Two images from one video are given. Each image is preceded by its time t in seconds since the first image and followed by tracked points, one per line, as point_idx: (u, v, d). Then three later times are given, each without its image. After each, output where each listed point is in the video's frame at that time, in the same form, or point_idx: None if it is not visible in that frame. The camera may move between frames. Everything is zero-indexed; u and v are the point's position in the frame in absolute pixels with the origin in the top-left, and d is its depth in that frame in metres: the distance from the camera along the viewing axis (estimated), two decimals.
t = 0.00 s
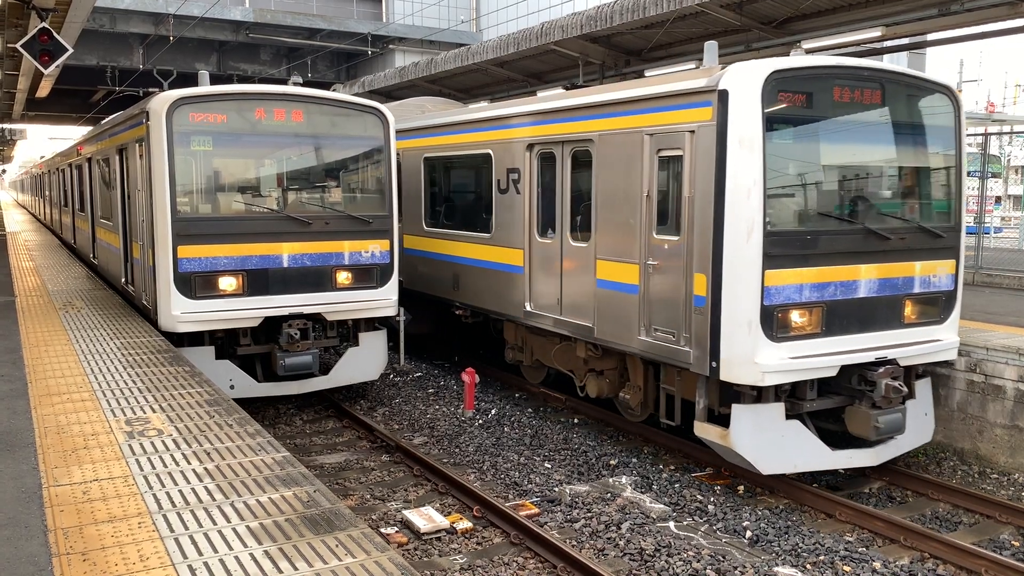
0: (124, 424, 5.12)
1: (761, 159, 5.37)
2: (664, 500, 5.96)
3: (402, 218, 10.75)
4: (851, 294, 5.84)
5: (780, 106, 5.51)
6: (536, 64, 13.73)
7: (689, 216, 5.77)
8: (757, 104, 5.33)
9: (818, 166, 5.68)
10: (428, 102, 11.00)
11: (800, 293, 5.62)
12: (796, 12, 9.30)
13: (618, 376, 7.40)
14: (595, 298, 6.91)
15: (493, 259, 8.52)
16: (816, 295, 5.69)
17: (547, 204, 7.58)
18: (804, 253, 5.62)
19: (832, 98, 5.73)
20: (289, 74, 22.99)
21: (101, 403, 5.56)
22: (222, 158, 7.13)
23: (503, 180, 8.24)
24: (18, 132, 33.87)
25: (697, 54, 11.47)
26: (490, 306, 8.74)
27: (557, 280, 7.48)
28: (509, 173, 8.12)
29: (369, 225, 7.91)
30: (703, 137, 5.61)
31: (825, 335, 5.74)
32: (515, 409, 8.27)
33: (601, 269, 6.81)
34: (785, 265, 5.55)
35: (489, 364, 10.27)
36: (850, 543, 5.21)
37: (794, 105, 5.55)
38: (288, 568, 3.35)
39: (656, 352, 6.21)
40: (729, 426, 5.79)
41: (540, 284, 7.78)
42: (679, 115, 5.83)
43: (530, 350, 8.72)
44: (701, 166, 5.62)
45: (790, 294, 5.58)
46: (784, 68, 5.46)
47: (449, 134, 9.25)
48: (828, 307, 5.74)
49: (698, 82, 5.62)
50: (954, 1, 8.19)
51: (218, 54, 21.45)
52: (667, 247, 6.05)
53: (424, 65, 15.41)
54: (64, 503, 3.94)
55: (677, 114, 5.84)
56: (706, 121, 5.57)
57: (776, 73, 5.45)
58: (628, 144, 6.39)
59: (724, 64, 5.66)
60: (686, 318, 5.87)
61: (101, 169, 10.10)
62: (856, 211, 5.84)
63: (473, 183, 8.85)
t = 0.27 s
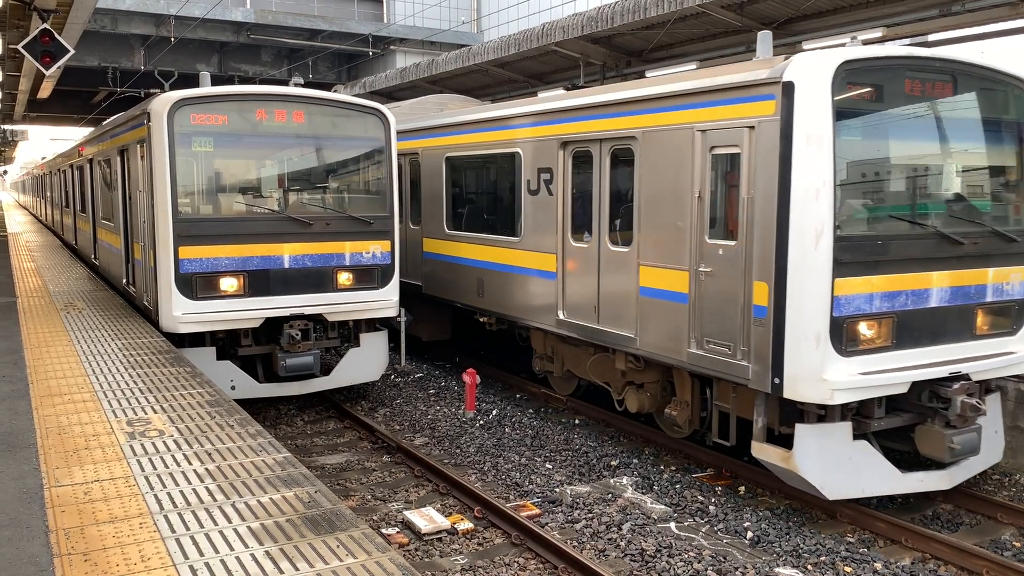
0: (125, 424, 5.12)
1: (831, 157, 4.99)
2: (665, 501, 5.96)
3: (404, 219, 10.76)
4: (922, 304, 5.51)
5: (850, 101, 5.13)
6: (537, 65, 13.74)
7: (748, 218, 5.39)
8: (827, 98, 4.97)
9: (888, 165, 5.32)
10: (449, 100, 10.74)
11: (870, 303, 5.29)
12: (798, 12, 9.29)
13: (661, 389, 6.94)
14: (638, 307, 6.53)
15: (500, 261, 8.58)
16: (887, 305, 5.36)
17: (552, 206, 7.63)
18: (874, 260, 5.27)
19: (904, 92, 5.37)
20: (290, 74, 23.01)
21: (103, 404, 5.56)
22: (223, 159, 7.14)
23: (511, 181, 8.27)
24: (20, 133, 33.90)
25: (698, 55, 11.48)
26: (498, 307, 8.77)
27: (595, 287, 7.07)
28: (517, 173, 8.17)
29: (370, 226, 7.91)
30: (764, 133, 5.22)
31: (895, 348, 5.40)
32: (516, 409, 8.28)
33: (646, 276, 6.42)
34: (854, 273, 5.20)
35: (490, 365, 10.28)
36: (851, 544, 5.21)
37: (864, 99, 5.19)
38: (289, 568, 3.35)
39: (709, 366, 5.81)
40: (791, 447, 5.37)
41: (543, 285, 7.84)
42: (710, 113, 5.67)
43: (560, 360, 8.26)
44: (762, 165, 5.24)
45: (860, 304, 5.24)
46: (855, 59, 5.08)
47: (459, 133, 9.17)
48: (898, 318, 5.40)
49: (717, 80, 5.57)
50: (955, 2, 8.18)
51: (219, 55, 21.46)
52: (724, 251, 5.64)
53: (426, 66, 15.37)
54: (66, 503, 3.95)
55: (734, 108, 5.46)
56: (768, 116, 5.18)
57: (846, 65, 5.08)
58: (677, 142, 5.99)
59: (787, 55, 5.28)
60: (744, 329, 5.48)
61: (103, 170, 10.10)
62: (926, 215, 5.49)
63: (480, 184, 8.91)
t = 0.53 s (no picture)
0: (126, 424, 5.13)
1: (916, 153, 4.58)
2: (666, 501, 5.96)
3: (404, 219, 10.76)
4: (1011, 315, 5.11)
5: (937, 94, 4.71)
6: (538, 65, 13.74)
7: (822, 222, 4.97)
8: (915, 93, 4.56)
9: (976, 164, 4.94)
10: (468, 96, 10.24)
11: (957, 315, 4.87)
12: (799, 13, 9.29)
13: (711, 406, 6.46)
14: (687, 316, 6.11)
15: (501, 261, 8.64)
16: (974, 317, 4.96)
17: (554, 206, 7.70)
18: (962, 267, 4.88)
19: (993, 84, 4.98)
20: (290, 75, 23.01)
21: (104, 404, 5.56)
22: (224, 159, 7.14)
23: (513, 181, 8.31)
24: (20, 134, 33.93)
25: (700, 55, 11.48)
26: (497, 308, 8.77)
27: (638, 294, 6.63)
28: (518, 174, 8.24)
29: (371, 226, 7.91)
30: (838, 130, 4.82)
31: (982, 364, 4.99)
32: (517, 410, 8.28)
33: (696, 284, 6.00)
34: (941, 282, 4.79)
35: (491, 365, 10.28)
36: (851, 545, 5.20)
37: (953, 90, 4.78)
38: (290, 569, 3.35)
39: (774, 384, 5.38)
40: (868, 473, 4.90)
41: (544, 285, 7.93)
42: (725, 111, 5.63)
43: (596, 372, 7.77)
44: (838, 164, 4.83)
45: (947, 317, 4.83)
46: (944, 46, 4.66)
47: (460, 133, 9.19)
48: (985, 332, 5.01)
49: (720, 79, 5.63)
50: (956, 2, 8.19)
51: (220, 56, 21.47)
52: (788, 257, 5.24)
53: (426, 66, 15.40)
54: (67, 504, 3.95)
55: (801, 102, 5.04)
56: (843, 109, 4.77)
57: (934, 53, 4.66)
58: (734, 139, 5.56)
59: (864, 42, 4.86)
60: (815, 343, 5.05)
61: (104, 170, 10.11)
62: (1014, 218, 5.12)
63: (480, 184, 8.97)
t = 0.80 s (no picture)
0: (126, 424, 5.12)
1: None
2: (666, 501, 5.96)
3: (405, 219, 10.76)
4: None
5: None
6: (538, 65, 13.74)
7: (915, 227, 4.50)
8: None
9: None
10: (491, 91, 9.86)
11: None
12: (799, 13, 9.28)
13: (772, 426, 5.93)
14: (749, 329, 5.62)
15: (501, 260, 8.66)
16: None
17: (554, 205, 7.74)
18: None
19: None
20: (291, 74, 23.02)
21: (104, 403, 5.56)
22: (224, 159, 7.14)
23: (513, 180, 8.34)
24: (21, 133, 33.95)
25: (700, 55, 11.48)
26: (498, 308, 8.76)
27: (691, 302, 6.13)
28: (518, 173, 8.28)
29: (371, 226, 7.92)
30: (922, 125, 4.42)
31: None
32: (517, 410, 8.27)
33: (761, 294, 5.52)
34: None
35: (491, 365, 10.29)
36: (851, 545, 5.20)
37: None
38: (290, 568, 3.35)
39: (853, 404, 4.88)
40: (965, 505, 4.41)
41: (543, 284, 7.97)
42: (737, 109, 5.60)
43: (638, 385, 7.24)
44: (934, 162, 4.36)
45: None
46: None
47: (460, 133, 9.21)
48: None
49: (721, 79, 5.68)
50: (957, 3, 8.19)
51: (220, 55, 21.48)
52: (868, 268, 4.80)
53: (427, 66, 15.40)
54: (67, 503, 3.94)
55: (891, 92, 4.57)
56: (938, 100, 4.32)
57: None
58: (806, 133, 5.10)
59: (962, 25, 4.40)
60: (903, 360, 4.58)
61: (104, 169, 10.11)
62: None
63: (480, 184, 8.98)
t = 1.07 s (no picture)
0: (126, 424, 5.12)
1: None
2: (666, 501, 5.96)
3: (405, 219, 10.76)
4: None
5: None
6: (538, 66, 13.75)
7: None
8: None
9: None
10: (515, 86, 9.48)
11: None
12: (800, 13, 9.28)
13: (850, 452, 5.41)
14: (775, 333, 5.50)
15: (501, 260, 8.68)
16: None
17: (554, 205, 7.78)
18: None
19: None
20: (291, 74, 23.03)
21: (104, 403, 5.56)
22: (225, 159, 7.14)
23: (513, 179, 8.36)
24: (21, 133, 34.01)
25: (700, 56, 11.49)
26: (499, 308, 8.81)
27: (757, 313, 5.62)
28: (517, 173, 8.31)
29: (371, 226, 7.92)
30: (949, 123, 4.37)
31: None
32: (517, 410, 8.28)
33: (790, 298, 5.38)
34: None
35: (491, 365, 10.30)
36: (850, 545, 5.20)
37: None
38: (290, 568, 3.35)
39: (888, 412, 4.77)
40: None
41: (543, 284, 7.99)
42: (743, 108, 5.61)
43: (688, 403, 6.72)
44: None
45: None
46: None
47: (461, 133, 9.23)
48: None
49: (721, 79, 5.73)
50: (956, 4, 8.20)
51: (221, 55, 21.49)
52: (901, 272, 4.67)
53: (427, 67, 15.40)
54: (67, 503, 3.94)
55: (929, 88, 4.45)
56: (974, 96, 4.24)
57: None
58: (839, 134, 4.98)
59: None
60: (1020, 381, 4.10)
61: (104, 169, 10.11)
62: None
63: (481, 184, 9.00)
